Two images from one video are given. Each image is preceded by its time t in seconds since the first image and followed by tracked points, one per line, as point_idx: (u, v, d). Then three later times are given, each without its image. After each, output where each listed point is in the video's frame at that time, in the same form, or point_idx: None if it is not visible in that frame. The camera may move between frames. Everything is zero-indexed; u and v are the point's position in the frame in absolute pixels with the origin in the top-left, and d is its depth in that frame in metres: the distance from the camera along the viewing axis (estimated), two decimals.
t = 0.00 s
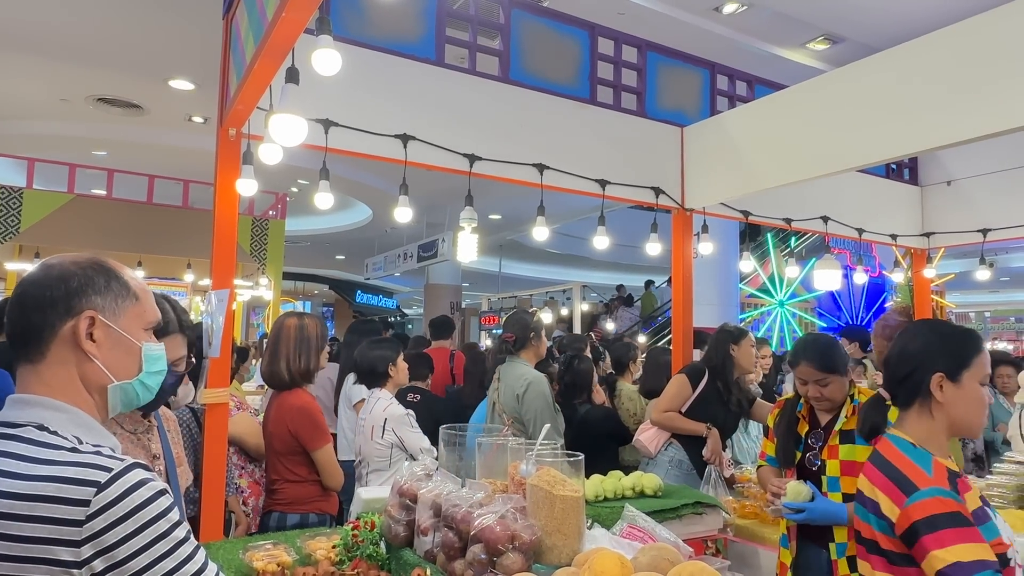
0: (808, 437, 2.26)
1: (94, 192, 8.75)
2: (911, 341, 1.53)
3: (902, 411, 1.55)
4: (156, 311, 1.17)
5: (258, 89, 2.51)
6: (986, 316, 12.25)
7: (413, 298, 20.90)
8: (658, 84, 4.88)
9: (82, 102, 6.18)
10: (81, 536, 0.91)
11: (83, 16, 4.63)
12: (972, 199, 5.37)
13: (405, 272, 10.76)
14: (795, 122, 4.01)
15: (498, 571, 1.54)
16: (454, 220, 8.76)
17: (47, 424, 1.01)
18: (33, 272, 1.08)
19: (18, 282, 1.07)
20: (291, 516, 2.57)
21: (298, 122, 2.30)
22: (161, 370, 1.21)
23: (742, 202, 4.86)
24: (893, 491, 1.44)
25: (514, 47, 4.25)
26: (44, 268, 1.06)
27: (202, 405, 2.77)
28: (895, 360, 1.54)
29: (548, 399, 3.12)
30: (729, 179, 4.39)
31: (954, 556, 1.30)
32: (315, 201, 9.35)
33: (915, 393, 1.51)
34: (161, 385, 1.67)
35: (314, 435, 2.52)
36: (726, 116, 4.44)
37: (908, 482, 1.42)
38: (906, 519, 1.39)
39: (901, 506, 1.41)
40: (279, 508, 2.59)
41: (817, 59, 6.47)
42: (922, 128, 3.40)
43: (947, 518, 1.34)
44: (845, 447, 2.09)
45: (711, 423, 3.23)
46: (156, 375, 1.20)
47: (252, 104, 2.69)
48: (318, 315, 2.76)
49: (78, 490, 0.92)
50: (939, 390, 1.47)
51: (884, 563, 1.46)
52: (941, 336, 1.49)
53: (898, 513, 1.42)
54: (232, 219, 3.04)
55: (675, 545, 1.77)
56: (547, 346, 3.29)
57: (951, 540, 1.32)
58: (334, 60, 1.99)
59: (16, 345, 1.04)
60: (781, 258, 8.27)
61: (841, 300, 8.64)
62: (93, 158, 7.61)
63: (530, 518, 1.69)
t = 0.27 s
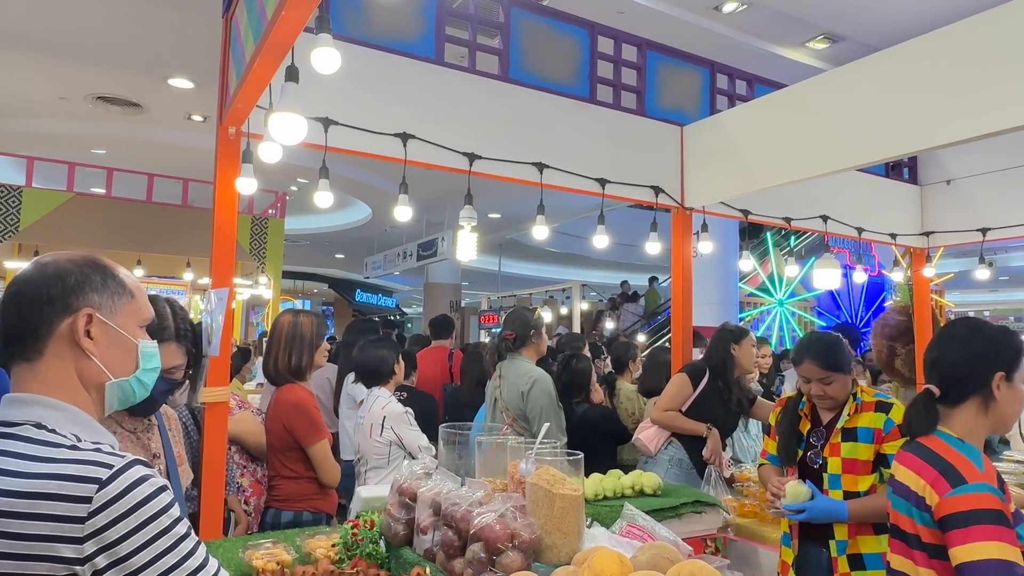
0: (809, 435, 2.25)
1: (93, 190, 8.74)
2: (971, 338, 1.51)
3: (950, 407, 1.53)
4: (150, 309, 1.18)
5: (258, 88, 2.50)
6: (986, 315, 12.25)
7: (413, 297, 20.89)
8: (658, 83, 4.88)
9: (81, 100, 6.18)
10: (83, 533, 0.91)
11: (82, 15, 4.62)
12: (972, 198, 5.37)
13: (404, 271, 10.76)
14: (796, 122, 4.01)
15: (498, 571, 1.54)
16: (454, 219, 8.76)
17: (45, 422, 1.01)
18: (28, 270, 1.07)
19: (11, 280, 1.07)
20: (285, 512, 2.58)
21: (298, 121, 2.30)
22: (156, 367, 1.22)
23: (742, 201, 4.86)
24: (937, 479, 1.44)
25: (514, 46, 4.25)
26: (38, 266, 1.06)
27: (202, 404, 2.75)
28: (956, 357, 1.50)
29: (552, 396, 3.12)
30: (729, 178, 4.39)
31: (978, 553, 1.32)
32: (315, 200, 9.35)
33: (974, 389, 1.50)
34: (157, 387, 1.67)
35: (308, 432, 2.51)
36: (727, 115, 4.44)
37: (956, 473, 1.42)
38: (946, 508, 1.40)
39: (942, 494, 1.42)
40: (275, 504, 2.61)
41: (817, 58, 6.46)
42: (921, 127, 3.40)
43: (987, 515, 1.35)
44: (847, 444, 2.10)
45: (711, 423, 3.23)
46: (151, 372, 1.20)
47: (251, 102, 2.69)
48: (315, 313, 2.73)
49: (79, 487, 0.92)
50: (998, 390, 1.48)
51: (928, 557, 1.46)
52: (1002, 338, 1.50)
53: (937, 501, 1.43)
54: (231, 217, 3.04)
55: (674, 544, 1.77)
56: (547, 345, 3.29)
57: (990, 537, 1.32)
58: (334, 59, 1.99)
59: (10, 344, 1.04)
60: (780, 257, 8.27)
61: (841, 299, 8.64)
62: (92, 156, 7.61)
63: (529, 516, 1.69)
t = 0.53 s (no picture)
0: (810, 435, 2.24)
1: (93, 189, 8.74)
2: (1004, 336, 1.50)
3: (979, 406, 1.51)
4: (148, 306, 1.18)
5: (258, 86, 2.50)
6: (984, 314, 12.28)
7: (412, 296, 20.89)
8: (658, 82, 4.88)
9: (81, 98, 6.17)
10: (87, 530, 0.91)
11: (82, 13, 4.62)
12: (971, 197, 5.37)
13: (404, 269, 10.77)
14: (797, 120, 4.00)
15: (499, 569, 1.54)
16: (454, 218, 8.76)
17: (45, 420, 1.01)
18: (26, 267, 1.07)
19: (7, 278, 1.06)
20: (286, 510, 2.59)
21: (299, 119, 2.30)
22: (153, 365, 1.22)
23: (742, 199, 4.86)
24: (960, 480, 1.44)
25: (514, 44, 4.25)
26: (36, 263, 1.06)
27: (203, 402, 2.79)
28: (990, 354, 1.48)
29: (557, 394, 3.12)
30: (729, 177, 4.39)
31: (988, 558, 1.32)
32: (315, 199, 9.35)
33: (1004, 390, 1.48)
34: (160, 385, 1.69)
35: (304, 429, 2.51)
36: (727, 113, 4.44)
37: (982, 476, 1.41)
38: (966, 509, 1.40)
39: (965, 496, 1.41)
40: (276, 502, 2.62)
41: (817, 57, 6.47)
42: (922, 126, 3.40)
43: (1005, 519, 1.34)
44: (847, 445, 2.09)
45: (710, 422, 3.23)
46: (148, 369, 1.21)
47: (252, 100, 2.69)
48: (316, 311, 2.75)
49: (82, 484, 0.92)
50: None
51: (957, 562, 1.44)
52: None
53: (959, 502, 1.43)
54: (232, 216, 3.04)
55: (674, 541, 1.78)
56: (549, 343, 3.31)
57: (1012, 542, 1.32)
58: (335, 57, 1.99)
59: (9, 342, 1.04)
60: (780, 256, 8.28)
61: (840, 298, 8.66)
62: (92, 155, 7.60)
63: (530, 514, 1.70)
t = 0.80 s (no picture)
0: (810, 447, 2.22)
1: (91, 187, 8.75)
2: None
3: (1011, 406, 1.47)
4: (149, 305, 1.18)
5: (258, 84, 2.50)
6: (983, 312, 12.30)
7: (411, 294, 20.90)
8: (657, 80, 4.88)
9: (80, 96, 6.16)
10: (88, 527, 0.91)
11: (81, 11, 4.61)
12: (970, 196, 5.37)
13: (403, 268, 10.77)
14: (796, 119, 4.01)
15: (499, 566, 1.54)
16: (453, 217, 8.76)
17: (45, 418, 1.01)
18: (27, 265, 1.07)
19: (7, 275, 1.06)
20: (288, 508, 2.59)
21: (299, 117, 2.30)
22: (153, 364, 1.23)
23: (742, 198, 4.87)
24: (987, 483, 1.40)
25: (513, 43, 4.25)
26: (37, 261, 1.06)
27: (203, 401, 2.80)
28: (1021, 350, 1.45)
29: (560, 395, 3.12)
30: (729, 176, 4.39)
31: (1022, 566, 1.30)
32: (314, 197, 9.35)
33: None
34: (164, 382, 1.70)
35: (310, 427, 2.52)
36: (726, 112, 4.44)
37: (1008, 478, 1.38)
38: (993, 514, 1.37)
39: (992, 500, 1.38)
40: (280, 499, 2.62)
41: (817, 56, 6.47)
42: (921, 125, 3.40)
43: None
44: (844, 459, 2.08)
45: (709, 420, 3.23)
46: (148, 368, 1.21)
47: (252, 98, 2.68)
48: (319, 309, 2.74)
49: (84, 482, 0.92)
50: None
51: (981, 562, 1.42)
52: None
53: (986, 506, 1.39)
54: (232, 214, 3.04)
55: (673, 539, 1.78)
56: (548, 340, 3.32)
57: None
58: (335, 55, 1.98)
59: (8, 340, 1.03)
60: (778, 255, 8.30)
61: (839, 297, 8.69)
62: (90, 153, 7.59)
63: (530, 512, 1.70)
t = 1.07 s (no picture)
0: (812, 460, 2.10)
1: (89, 185, 8.73)
2: None
3: None
4: (153, 305, 1.18)
5: (258, 82, 2.49)
6: (981, 311, 12.33)
7: (409, 292, 20.90)
8: (657, 78, 4.87)
9: (78, 93, 6.15)
10: (92, 526, 0.91)
11: (79, 8, 4.60)
12: (969, 194, 5.37)
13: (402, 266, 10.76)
14: (797, 117, 4.00)
15: (500, 565, 1.54)
16: (452, 215, 8.76)
17: (48, 417, 1.01)
18: (31, 263, 1.07)
19: (11, 272, 1.06)
20: (290, 504, 2.59)
21: (299, 115, 2.29)
22: (156, 363, 1.23)
23: (741, 196, 4.87)
24: (1011, 465, 1.42)
25: (513, 41, 4.24)
26: (42, 259, 1.05)
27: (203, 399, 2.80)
28: None
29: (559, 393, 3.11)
30: (729, 174, 4.39)
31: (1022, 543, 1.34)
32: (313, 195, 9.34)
33: None
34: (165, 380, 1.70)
35: (313, 424, 2.52)
36: (726, 110, 4.43)
37: None
38: (1010, 494, 1.39)
39: (1011, 481, 1.40)
40: (281, 495, 2.63)
41: (816, 54, 6.47)
42: (921, 123, 3.40)
43: None
44: (838, 470, 1.99)
45: (707, 419, 3.24)
46: (151, 368, 1.21)
47: (251, 96, 2.68)
48: (322, 306, 2.75)
49: (87, 481, 0.92)
50: None
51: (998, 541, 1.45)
52: None
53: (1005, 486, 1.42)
54: (231, 212, 3.03)
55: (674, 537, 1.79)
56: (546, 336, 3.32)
57: None
58: (336, 53, 1.98)
59: (11, 337, 1.03)
60: (777, 253, 8.31)
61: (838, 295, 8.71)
62: (88, 150, 7.58)
63: (531, 511, 1.70)
